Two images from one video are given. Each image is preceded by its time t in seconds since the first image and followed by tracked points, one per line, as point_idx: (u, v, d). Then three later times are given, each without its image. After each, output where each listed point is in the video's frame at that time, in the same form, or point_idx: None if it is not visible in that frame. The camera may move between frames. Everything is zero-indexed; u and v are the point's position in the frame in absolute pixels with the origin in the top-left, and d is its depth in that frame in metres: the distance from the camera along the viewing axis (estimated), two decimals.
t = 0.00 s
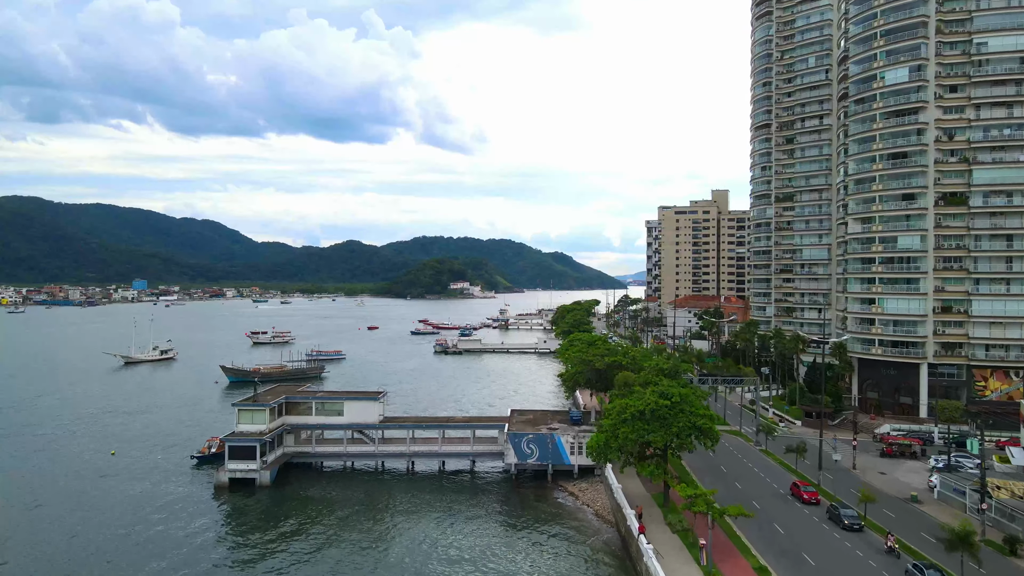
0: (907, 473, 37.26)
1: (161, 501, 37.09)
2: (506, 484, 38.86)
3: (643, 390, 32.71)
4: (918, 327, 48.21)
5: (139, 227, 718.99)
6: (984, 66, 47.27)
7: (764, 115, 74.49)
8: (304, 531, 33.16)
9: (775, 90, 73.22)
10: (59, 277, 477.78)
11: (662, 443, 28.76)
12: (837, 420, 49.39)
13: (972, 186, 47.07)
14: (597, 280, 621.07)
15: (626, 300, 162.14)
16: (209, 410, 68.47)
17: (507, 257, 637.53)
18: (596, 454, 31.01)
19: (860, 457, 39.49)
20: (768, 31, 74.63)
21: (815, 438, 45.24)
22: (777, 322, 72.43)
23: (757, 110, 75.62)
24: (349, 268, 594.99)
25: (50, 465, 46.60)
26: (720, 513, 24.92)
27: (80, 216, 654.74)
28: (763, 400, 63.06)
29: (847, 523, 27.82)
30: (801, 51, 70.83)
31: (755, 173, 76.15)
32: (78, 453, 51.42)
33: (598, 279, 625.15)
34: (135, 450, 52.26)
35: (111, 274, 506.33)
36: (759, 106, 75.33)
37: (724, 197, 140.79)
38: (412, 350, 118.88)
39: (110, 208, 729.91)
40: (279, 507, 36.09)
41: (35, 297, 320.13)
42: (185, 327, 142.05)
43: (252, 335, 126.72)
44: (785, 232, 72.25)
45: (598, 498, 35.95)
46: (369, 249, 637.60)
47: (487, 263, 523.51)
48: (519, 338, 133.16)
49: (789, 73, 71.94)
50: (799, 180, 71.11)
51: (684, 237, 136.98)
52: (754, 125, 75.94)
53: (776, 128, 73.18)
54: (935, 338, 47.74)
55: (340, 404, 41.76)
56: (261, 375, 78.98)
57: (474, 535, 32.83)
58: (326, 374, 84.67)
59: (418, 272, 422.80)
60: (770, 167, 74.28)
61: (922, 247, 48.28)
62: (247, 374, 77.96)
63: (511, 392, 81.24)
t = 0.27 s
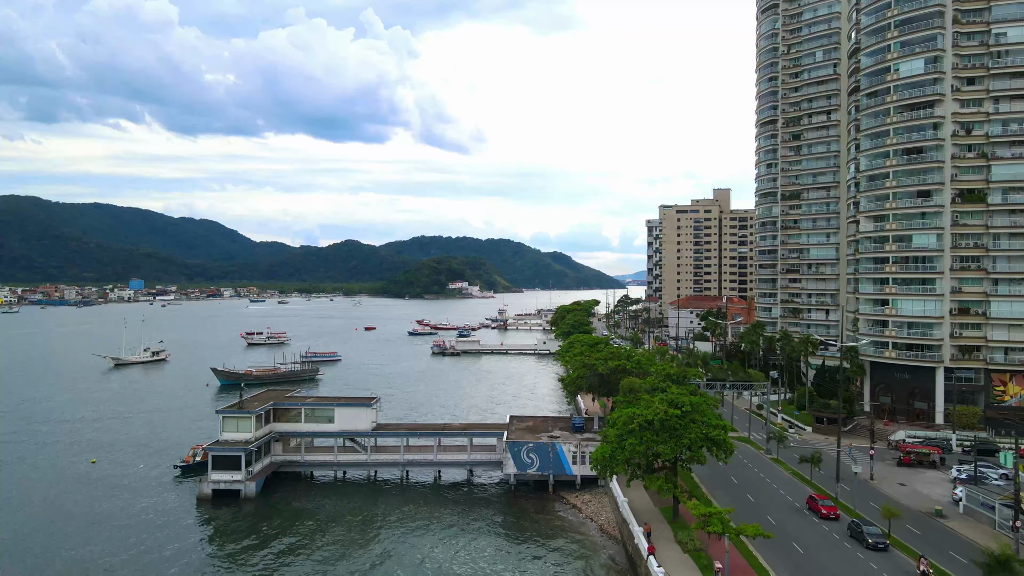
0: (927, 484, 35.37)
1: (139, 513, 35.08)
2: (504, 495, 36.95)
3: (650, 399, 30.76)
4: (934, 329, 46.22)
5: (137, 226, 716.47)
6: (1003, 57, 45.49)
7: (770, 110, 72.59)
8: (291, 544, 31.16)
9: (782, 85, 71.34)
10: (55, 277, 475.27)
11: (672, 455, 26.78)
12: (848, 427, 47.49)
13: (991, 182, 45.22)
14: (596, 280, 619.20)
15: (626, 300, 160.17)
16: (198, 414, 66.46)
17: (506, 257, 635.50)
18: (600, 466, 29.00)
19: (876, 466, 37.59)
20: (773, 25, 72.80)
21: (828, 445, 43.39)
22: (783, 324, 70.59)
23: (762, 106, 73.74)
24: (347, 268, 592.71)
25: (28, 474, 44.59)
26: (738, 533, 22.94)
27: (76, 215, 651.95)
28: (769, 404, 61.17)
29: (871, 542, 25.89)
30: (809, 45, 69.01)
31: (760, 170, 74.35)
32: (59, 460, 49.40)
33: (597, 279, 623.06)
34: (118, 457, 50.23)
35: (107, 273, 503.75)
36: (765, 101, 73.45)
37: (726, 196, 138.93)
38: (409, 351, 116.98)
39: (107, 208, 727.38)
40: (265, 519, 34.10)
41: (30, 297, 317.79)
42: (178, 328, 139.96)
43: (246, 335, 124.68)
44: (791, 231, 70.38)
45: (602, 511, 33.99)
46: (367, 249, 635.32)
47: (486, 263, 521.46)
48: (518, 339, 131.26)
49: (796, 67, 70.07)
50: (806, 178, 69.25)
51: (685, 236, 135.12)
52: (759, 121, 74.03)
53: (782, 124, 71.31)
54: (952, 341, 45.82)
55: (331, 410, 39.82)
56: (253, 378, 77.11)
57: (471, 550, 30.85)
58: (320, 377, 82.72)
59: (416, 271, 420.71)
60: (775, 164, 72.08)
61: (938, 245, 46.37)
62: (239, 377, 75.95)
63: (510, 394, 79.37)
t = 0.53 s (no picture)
0: (950, 497, 33.50)
1: (116, 527, 33.16)
2: (503, 508, 35.04)
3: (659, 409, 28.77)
4: (951, 333, 44.31)
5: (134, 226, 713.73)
6: None
7: (776, 106, 70.67)
8: (276, 564, 29.15)
9: (788, 80, 69.40)
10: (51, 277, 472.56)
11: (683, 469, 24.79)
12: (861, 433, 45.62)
13: (1011, 179, 43.34)
14: (595, 280, 617.19)
15: (626, 300, 158.17)
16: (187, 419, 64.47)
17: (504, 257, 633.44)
18: (606, 481, 27.04)
19: (894, 477, 35.70)
20: (779, 18, 70.86)
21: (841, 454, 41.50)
22: (789, 325, 68.69)
23: (768, 101, 71.84)
24: (345, 268, 590.40)
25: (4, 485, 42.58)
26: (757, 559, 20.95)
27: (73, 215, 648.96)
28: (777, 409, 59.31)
29: (899, 565, 23.99)
30: (816, 38, 67.12)
31: (765, 168, 72.45)
32: (38, 470, 47.38)
33: (596, 279, 621.00)
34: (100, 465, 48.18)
35: (104, 273, 501.14)
36: (770, 97, 71.54)
37: (728, 194, 137.01)
38: (406, 352, 115.03)
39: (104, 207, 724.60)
40: (250, 535, 32.12)
41: (25, 297, 315.37)
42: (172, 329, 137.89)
43: (240, 336, 122.63)
44: (798, 230, 68.53)
45: (607, 526, 32.06)
46: (365, 249, 633.03)
47: (485, 263, 519.31)
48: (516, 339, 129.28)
49: (803, 62, 68.17)
50: (813, 175, 67.35)
51: (686, 235, 133.27)
52: (764, 117, 72.11)
53: (789, 120, 69.40)
54: (970, 344, 43.91)
55: (320, 418, 37.86)
56: (245, 380, 75.22)
57: (466, 566, 28.96)
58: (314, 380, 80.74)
59: (414, 271, 418.54)
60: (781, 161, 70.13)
61: (955, 245, 44.44)
62: (230, 380, 73.89)
63: (509, 397, 77.47)
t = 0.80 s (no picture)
0: (976, 511, 31.49)
1: (88, 545, 31.08)
2: (502, 523, 33.01)
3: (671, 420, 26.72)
4: (971, 336, 42.35)
5: (131, 226, 711.15)
6: None
7: (782, 102, 68.75)
8: None
9: (795, 75, 67.47)
10: (48, 276, 470.20)
11: (697, 488, 22.71)
12: (876, 441, 43.70)
13: None
14: (594, 280, 615.40)
15: (626, 300, 155.91)
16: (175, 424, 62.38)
17: (503, 257, 631.55)
18: (611, 498, 25.00)
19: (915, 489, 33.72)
20: (786, 11, 68.90)
21: (857, 464, 39.53)
22: (797, 327, 66.73)
23: (774, 97, 69.92)
24: (343, 268, 588.32)
25: None
26: None
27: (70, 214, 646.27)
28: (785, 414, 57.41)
29: None
30: (825, 31, 65.18)
31: (771, 165, 70.52)
32: (14, 480, 45.27)
33: (596, 279, 618.99)
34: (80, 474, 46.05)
35: (100, 273, 498.70)
36: (777, 92, 69.62)
37: (730, 193, 135.18)
38: (404, 354, 113.05)
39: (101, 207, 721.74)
40: (231, 553, 30.02)
41: (20, 297, 313.05)
42: (165, 330, 135.67)
43: (235, 338, 120.54)
44: (805, 229, 66.63)
45: (612, 544, 30.01)
46: (363, 248, 630.95)
47: (483, 263, 517.44)
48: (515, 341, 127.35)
49: (810, 56, 66.25)
50: (822, 172, 65.43)
51: (688, 235, 131.45)
52: (771, 113, 70.16)
53: (796, 115, 67.46)
54: (990, 348, 41.96)
55: (308, 426, 35.85)
56: (236, 384, 73.43)
57: None
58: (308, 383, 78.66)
59: (413, 271, 416.59)
60: (788, 158, 68.16)
61: (976, 244, 42.50)
62: (221, 384, 71.80)
63: (508, 400, 75.50)
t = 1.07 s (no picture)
0: (1006, 527, 29.50)
1: (58, 564, 29.12)
2: (501, 539, 31.08)
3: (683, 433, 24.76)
4: (992, 339, 40.41)
5: (129, 225, 708.70)
6: None
7: (789, 97, 66.80)
8: None
9: (803, 69, 65.57)
10: (45, 276, 467.89)
11: (712, 510, 20.75)
12: (892, 449, 41.84)
13: None
14: (593, 279, 613.68)
15: (626, 303, 152.06)
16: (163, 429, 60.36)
17: (502, 257, 629.65)
18: (618, 519, 23.07)
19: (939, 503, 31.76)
20: (793, 3, 66.98)
21: (874, 474, 37.59)
22: (805, 329, 64.81)
23: (780, 92, 68.02)
24: (342, 267, 586.35)
25: None
26: None
27: (67, 214, 643.93)
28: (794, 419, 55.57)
29: None
30: (834, 24, 63.29)
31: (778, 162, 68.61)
32: None
33: (595, 279, 617.05)
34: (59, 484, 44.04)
35: (98, 273, 496.56)
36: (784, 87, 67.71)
37: (733, 192, 133.35)
38: (401, 355, 111.17)
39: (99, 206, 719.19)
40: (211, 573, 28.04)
41: (15, 297, 310.81)
42: (159, 331, 133.63)
43: (229, 339, 118.54)
44: (813, 228, 64.80)
45: (619, 563, 28.08)
46: (362, 248, 628.96)
47: (482, 263, 515.57)
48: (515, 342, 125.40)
49: (819, 49, 64.36)
50: (830, 170, 63.52)
51: (689, 235, 129.61)
52: (777, 109, 68.24)
53: (804, 111, 65.54)
54: (1012, 352, 39.94)
55: (296, 435, 33.88)
56: (228, 389, 70.45)
57: None
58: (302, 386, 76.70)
59: (411, 271, 414.63)
60: (795, 154, 66.20)
61: (997, 243, 40.41)
62: (212, 387, 69.64)
63: (508, 403, 73.66)
